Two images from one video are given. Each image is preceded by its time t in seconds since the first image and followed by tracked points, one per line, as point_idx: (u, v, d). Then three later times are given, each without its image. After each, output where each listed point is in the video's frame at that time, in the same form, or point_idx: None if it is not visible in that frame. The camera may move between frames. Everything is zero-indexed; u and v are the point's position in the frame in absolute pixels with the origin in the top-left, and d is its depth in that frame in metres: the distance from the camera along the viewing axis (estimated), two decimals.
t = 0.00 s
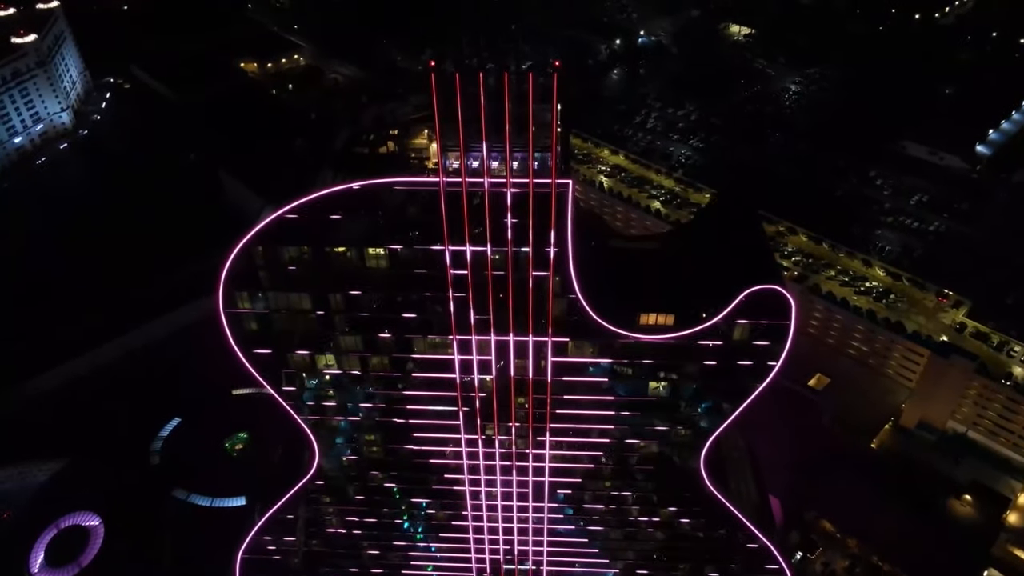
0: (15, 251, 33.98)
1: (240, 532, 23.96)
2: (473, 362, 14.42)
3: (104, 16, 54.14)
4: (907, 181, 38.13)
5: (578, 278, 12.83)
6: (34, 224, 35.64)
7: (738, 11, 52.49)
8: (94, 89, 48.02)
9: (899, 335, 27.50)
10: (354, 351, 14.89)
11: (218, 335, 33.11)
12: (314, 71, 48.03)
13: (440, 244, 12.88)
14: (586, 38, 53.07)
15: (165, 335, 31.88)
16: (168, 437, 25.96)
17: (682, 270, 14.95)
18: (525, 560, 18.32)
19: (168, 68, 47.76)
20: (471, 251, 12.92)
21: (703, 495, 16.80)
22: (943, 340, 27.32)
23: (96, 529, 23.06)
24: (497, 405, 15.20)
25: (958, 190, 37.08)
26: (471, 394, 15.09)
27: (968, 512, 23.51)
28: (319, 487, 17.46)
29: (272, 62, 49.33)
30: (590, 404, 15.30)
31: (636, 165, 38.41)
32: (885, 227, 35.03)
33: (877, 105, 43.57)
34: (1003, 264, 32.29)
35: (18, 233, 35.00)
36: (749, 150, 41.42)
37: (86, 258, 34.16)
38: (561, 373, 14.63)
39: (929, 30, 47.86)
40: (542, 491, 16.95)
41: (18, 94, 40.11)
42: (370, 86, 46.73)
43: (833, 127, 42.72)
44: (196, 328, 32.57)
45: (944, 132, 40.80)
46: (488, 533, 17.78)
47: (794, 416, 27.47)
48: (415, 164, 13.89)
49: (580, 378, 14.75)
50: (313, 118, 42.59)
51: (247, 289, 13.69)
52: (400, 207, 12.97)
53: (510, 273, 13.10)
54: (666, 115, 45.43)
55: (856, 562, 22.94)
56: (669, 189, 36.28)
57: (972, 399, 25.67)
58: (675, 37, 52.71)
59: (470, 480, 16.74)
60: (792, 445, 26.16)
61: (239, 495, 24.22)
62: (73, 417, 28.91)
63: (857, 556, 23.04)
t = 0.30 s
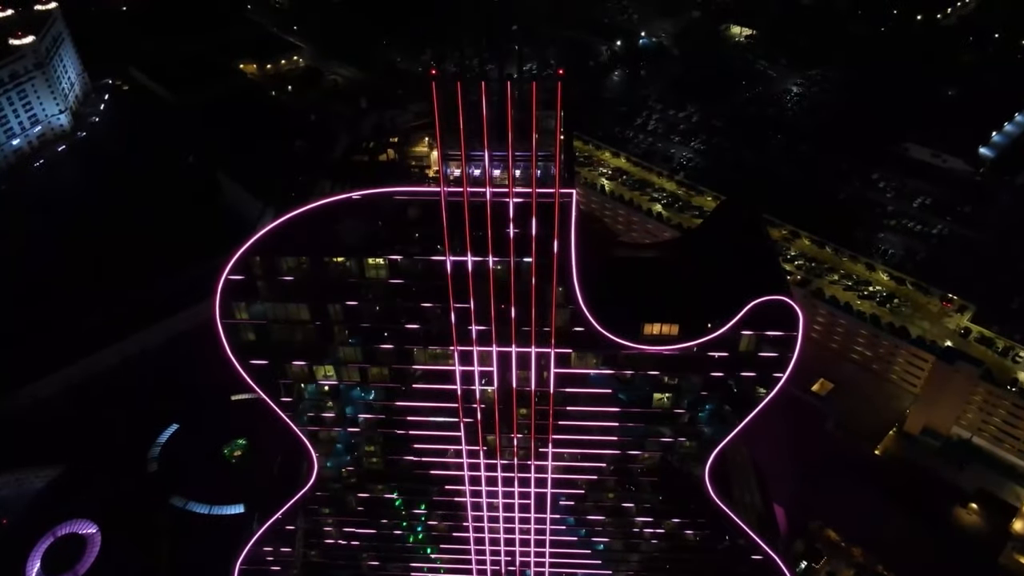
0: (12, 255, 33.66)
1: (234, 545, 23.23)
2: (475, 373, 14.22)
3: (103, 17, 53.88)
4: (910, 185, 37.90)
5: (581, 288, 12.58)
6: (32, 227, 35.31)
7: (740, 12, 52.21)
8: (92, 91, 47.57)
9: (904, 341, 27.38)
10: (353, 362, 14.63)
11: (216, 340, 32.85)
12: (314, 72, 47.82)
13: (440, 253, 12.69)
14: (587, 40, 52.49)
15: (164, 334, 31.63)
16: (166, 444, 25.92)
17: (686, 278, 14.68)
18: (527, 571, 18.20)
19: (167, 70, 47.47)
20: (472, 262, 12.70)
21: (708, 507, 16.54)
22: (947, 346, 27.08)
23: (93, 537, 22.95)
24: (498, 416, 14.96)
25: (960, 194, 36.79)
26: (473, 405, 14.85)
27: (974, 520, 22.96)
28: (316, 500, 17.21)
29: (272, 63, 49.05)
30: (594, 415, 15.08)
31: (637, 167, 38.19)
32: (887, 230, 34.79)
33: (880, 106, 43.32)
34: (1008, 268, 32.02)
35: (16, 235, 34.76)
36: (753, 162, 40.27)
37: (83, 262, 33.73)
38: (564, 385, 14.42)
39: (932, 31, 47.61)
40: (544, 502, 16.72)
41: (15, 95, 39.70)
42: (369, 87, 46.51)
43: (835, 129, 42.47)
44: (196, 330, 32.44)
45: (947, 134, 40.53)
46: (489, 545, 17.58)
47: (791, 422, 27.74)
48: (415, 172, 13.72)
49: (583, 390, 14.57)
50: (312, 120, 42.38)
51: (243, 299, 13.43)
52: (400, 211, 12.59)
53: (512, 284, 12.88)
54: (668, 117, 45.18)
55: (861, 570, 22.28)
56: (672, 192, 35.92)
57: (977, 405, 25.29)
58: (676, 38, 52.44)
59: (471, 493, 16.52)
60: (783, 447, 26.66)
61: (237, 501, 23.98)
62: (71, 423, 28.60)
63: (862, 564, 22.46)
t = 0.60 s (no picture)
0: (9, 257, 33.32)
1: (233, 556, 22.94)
2: (476, 384, 13.94)
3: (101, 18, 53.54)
4: (913, 187, 37.58)
5: (584, 297, 12.27)
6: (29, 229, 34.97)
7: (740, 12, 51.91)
8: (91, 92, 46.98)
9: (908, 345, 27.14)
10: (353, 372, 14.39)
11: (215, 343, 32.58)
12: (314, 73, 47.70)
13: (441, 264, 12.44)
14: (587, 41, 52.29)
15: (162, 338, 31.60)
16: (164, 450, 25.60)
17: (690, 286, 14.43)
18: None
19: (166, 71, 47.18)
20: (473, 272, 12.43)
21: (711, 518, 16.33)
22: (952, 351, 26.75)
23: (90, 545, 22.60)
24: (500, 428, 14.73)
25: (963, 196, 36.50)
26: (474, 417, 14.59)
27: (980, 529, 22.75)
28: (313, 511, 17.05)
29: (271, 64, 48.82)
30: (597, 426, 14.84)
31: (639, 170, 37.94)
32: (889, 233, 34.54)
33: (882, 108, 43.07)
34: (1011, 271, 31.80)
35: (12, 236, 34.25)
36: (755, 166, 39.76)
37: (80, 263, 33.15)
38: (567, 396, 14.19)
39: (933, 32, 47.33)
40: (547, 513, 16.51)
41: (13, 97, 39.40)
42: (368, 88, 46.32)
43: (837, 130, 42.19)
44: (195, 332, 32.43)
45: (949, 136, 40.22)
46: (490, 556, 17.30)
47: (801, 428, 27.20)
48: (415, 181, 13.49)
49: (587, 402, 14.33)
50: (312, 122, 42.19)
51: (238, 308, 13.20)
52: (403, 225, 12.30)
53: (515, 295, 12.61)
54: (669, 118, 44.94)
55: None
56: (673, 195, 35.69)
57: (982, 411, 25.25)
58: (677, 39, 52.16)
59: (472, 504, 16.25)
60: (793, 453, 26.11)
61: (237, 509, 23.65)
62: (70, 428, 28.46)
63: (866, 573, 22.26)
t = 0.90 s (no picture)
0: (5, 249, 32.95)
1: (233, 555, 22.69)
2: (477, 385, 13.76)
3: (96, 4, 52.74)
4: (916, 179, 36.98)
5: (589, 298, 12.11)
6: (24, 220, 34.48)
7: None
8: (87, 80, 46.07)
9: (911, 339, 27.07)
10: (352, 373, 14.17)
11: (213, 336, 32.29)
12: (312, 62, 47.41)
13: (443, 263, 12.23)
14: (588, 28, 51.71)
15: (162, 329, 31.33)
16: (163, 446, 25.30)
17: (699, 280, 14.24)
18: None
19: (163, 59, 46.32)
20: (475, 272, 12.23)
21: (715, 517, 16.18)
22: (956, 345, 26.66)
23: (89, 541, 22.34)
24: (501, 429, 14.55)
25: (967, 186, 35.92)
26: (475, 418, 14.39)
27: (985, 526, 22.52)
28: (312, 510, 16.89)
29: (269, 52, 48.40)
30: (600, 426, 14.61)
31: (641, 160, 37.55)
32: (893, 224, 34.03)
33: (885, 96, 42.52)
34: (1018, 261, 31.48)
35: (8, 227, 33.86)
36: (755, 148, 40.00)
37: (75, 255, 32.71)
38: (570, 397, 14.00)
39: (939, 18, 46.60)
40: (549, 513, 16.39)
41: (9, 86, 38.45)
42: (366, 77, 45.80)
43: (841, 119, 41.62)
44: (194, 325, 31.88)
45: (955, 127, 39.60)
46: (491, 555, 17.24)
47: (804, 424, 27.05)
48: (414, 178, 13.12)
49: (591, 403, 14.15)
50: (309, 112, 41.79)
51: (235, 307, 12.94)
52: (405, 226, 12.05)
53: (517, 295, 12.42)
54: (671, 108, 44.46)
55: None
56: (676, 185, 35.44)
57: (986, 406, 24.99)
58: (679, 26, 51.30)
59: (473, 503, 16.18)
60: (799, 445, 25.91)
61: (237, 505, 23.43)
62: (65, 421, 28.13)
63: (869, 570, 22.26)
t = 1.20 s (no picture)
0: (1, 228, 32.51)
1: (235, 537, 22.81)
2: (479, 373, 13.58)
3: None
4: (920, 158, 34.78)
5: (593, 286, 11.85)
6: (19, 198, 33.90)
7: None
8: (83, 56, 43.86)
9: (915, 320, 27.03)
10: (353, 361, 13.97)
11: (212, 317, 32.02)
12: (310, 38, 46.98)
13: (444, 251, 11.94)
14: None
15: (157, 309, 31.10)
16: (163, 428, 25.24)
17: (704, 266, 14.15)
18: (532, 565, 17.92)
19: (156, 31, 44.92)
20: (478, 260, 11.92)
21: (715, 502, 16.12)
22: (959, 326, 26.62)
23: (92, 523, 22.12)
24: (504, 416, 14.41)
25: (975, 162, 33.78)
26: (477, 405, 14.20)
27: (986, 508, 22.67)
28: (313, 496, 16.78)
29: (266, 27, 48.09)
30: (604, 413, 14.49)
31: (643, 138, 37.12)
32: (900, 202, 32.83)
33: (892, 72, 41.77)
34: None
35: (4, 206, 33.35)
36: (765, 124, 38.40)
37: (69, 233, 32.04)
38: (573, 384, 13.84)
39: None
40: (552, 500, 16.25)
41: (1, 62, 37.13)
42: (364, 54, 45.04)
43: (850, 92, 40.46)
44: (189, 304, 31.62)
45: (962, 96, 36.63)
46: (494, 540, 17.22)
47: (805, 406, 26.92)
48: (415, 166, 12.72)
49: (595, 390, 14.02)
50: (307, 90, 41.19)
51: (232, 295, 12.67)
52: (405, 207, 12.01)
53: (520, 283, 12.19)
54: (673, 84, 42.97)
55: (871, 560, 22.15)
56: (678, 163, 35.25)
57: (988, 387, 24.76)
58: None
59: (476, 490, 16.13)
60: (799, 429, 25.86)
61: (238, 487, 23.56)
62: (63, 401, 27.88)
63: (873, 553, 22.29)
